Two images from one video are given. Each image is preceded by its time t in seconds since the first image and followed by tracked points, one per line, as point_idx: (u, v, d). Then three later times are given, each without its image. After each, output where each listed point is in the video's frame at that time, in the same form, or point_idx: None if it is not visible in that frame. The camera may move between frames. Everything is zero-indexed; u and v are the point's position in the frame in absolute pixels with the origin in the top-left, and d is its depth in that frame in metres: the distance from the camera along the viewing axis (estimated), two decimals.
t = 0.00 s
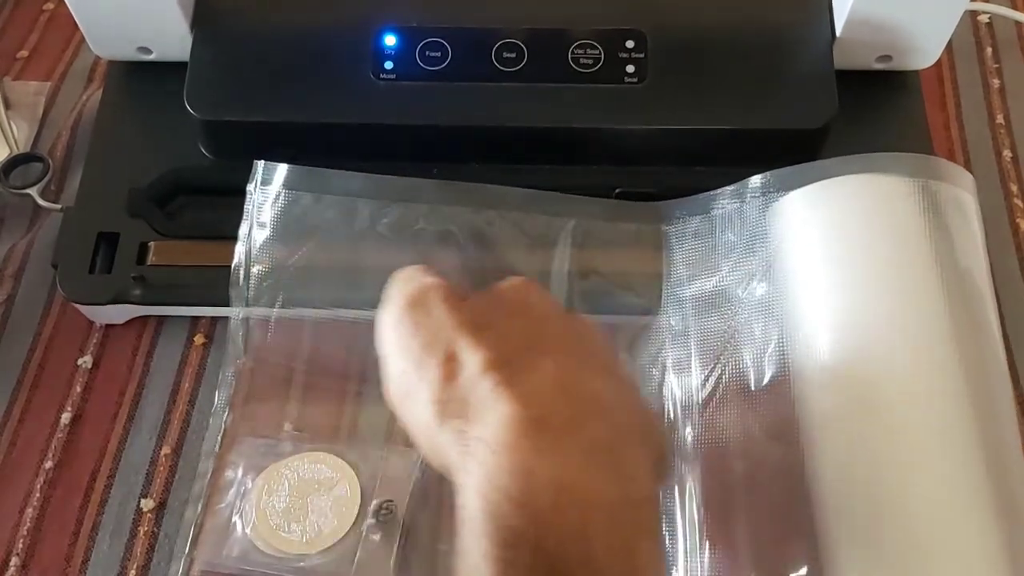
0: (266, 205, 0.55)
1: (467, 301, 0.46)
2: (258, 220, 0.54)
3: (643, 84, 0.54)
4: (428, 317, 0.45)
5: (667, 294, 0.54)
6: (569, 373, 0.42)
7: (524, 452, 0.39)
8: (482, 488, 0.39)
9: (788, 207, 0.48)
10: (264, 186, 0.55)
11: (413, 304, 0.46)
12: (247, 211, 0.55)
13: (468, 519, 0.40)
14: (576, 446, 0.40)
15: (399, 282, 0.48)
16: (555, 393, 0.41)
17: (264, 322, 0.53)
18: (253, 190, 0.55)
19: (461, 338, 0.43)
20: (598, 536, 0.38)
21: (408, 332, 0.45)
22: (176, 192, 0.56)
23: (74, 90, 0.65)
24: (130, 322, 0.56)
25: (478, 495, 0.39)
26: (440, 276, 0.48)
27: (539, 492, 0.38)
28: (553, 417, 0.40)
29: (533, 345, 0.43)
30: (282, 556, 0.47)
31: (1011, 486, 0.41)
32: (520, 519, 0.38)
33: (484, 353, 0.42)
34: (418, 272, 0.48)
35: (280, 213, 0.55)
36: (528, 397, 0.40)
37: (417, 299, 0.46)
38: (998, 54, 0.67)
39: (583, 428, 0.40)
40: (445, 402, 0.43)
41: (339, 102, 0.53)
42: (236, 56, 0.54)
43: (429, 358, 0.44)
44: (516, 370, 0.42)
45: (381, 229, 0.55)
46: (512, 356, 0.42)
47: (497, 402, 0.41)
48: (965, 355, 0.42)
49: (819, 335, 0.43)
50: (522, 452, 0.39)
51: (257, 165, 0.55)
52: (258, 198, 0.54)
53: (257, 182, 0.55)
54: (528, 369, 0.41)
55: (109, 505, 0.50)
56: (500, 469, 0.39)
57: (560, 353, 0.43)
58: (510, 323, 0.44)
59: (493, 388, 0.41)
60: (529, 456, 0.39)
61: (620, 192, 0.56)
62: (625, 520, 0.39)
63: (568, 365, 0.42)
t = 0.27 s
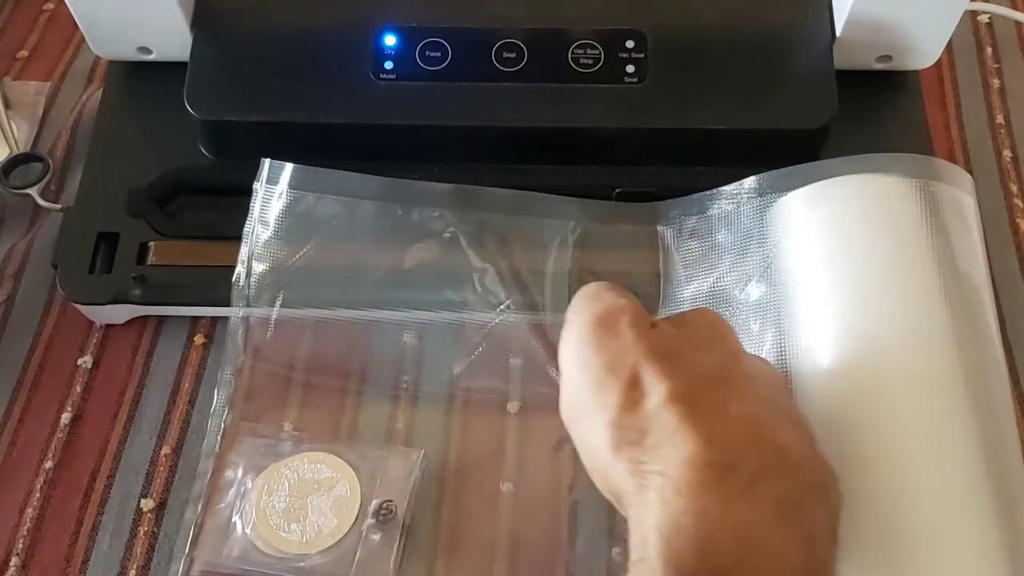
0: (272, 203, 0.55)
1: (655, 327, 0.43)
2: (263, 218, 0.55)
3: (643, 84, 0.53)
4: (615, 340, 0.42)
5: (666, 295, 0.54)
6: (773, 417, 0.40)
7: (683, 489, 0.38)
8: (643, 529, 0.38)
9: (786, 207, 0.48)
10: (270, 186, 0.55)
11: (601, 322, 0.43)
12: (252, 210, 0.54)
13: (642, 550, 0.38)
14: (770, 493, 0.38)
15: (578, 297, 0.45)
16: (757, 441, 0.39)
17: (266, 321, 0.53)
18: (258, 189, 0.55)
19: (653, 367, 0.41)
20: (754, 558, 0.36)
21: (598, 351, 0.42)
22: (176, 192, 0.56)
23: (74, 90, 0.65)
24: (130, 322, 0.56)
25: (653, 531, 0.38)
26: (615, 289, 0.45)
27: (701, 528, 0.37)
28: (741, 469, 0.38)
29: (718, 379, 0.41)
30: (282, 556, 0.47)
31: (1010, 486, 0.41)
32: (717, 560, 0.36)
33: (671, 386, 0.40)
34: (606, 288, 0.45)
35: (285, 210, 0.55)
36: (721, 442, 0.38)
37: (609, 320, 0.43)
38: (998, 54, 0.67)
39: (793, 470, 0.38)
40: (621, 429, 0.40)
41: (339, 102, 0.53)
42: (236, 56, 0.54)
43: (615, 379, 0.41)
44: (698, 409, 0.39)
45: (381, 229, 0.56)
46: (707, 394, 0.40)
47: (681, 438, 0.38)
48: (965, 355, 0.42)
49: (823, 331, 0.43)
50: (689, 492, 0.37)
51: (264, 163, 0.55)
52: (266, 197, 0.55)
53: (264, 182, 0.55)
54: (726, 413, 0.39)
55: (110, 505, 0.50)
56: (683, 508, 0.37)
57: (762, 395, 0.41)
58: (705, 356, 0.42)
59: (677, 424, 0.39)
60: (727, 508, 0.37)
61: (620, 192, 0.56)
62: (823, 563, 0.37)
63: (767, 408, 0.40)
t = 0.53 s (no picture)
0: (274, 202, 0.55)
1: (675, 327, 0.43)
2: (266, 219, 0.55)
3: (643, 84, 0.53)
4: (635, 343, 0.42)
5: (665, 296, 0.54)
6: (794, 419, 0.40)
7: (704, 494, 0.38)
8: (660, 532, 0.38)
9: (788, 207, 0.48)
10: (272, 185, 0.55)
11: (622, 324, 0.43)
12: (256, 208, 0.55)
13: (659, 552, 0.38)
14: (790, 499, 0.37)
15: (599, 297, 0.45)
16: (778, 443, 0.39)
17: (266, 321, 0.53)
18: (261, 189, 0.55)
19: (672, 369, 0.41)
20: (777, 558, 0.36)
21: (618, 353, 0.42)
22: (176, 192, 0.56)
23: (73, 90, 0.65)
24: (130, 322, 0.56)
25: (671, 535, 0.38)
26: (636, 290, 0.45)
27: (719, 534, 0.37)
28: (760, 475, 0.38)
29: (739, 381, 0.40)
30: (282, 556, 0.47)
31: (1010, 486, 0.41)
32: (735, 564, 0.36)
33: (690, 389, 0.40)
34: (627, 289, 0.45)
35: (288, 209, 0.55)
36: (739, 446, 0.38)
37: (629, 322, 0.43)
38: (998, 54, 0.67)
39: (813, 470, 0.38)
40: (641, 432, 0.40)
41: (339, 102, 0.53)
42: (236, 56, 0.54)
43: (635, 381, 0.41)
44: (718, 413, 0.39)
45: (382, 228, 0.56)
46: (727, 398, 0.40)
47: (700, 444, 0.39)
48: (965, 356, 0.42)
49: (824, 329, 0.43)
50: (710, 497, 0.37)
51: (266, 163, 0.55)
52: (269, 196, 0.55)
53: (266, 181, 0.55)
54: (745, 417, 0.39)
55: (110, 505, 0.50)
56: (700, 512, 0.37)
57: (784, 398, 0.40)
58: (726, 358, 0.41)
59: (696, 429, 0.39)
60: (746, 513, 0.37)
61: (620, 192, 0.56)
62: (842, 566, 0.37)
63: (790, 411, 0.40)
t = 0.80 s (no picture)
0: (271, 200, 0.54)
1: (672, 322, 0.42)
2: (263, 215, 0.54)
3: (644, 83, 0.53)
4: (630, 337, 0.42)
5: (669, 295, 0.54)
6: (790, 417, 0.39)
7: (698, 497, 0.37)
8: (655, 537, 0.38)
9: (789, 206, 0.48)
10: (269, 184, 0.54)
11: (616, 319, 0.43)
12: (252, 207, 0.54)
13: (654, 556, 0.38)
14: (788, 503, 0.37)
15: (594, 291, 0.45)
16: (774, 442, 0.38)
17: (262, 321, 0.53)
18: (258, 187, 0.54)
19: (667, 365, 0.40)
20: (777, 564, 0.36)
21: (612, 348, 0.42)
22: (174, 191, 0.55)
23: (71, 88, 0.64)
24: (128, 322, 0.55)
25: (666, 541, 0.37)
26: (631, 283, 0.45)
27: (714, 533, 0.36)
28: (756, 476, 0.37)
29: (736, 378, 0.40)
30: (280, 558, 0.46)
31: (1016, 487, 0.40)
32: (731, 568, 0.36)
33: (686, 387, 0.39)
34: (622, 283, 0.45)
35: (286, 206, 0.55)
36: (735, 445, 0.38)
37: (623, 316, 0.43)
38: (1001, 53, 0.66)
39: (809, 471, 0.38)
40: (634, 431, 0.40)
41: (338, 101, 0.53)
42: (234, 55, 0.54)
43: (629, 377, 0.41)
44: (714, 411, 0.39)
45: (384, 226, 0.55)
46: (724, 395, 0.39)
47: (695, 444, 0.38)
48: (969, 356, 0.41)
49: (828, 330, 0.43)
50: (706, 501, 0.37)
51: (264, 162, 0.54)
52: (262, 195, 0.54)
53: (263, 180, 0.54)
54: (742, 415, 0.38)
55: (107, 507, 0.50)
56: (698, 517, 0.37)
57: (780, 396, 0.40)
58: (723, 355, 0.41)
59: (692, 428, 0.38)
60: (741, 513, 0.37)
61: (620, 191, 0.56)
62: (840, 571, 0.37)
63: (786, 408, 0.40)
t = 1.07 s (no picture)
0: (273, 200, 0.55)
1: (649, 304, 0.43)
2: (263, 215, 0.55)
3: (643, 84, 0.54)
4: (608, 319, 0.42)
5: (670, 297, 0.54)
6: (761, 396, 0.40)
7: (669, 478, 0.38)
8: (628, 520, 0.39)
9: (790, 206, 0.48)
10: (271, 183, 0.55)
11: (594, 302, 0.43)
12: (254, 207, 0.55)
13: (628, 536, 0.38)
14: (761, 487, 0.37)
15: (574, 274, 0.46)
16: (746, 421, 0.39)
17: (263, 320, 0.53)
18: (259, 188, 0.55)
19: (640, 346, 0.41)
20: (748, 545, 0.36)
21: (590, 330, 0.43)
22: (176, 192, 0.56)
23: (73, 90, 0.65)
24: (130, 322, 0.56)
25: (639, 525, 0.38)
26: (610, 265, 0.45)
27: (687, 515, 0.37)
28: (731, 461, 0.38)
29: (710, 359, 0.40)
30: (281, 556, 0.47)
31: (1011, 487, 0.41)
32: (698, 548, 0.36)
33: (663, 369, 0.40)
34: (601, 265, 0.45)
35: (286, 206, 0.55)
36: (706, 425, 0.38)
37: (601, 299, 0.43)
38: (998, 54, 0.67)
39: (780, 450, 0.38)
40: (610, 413, 0.41)
41: (339, 102, 0.53)
42: (236, 55, 0.54)
43: (605, 359, 0.42)
44: (685, 391, 0.39)
45: (385, 224, 0.56)
46: (701, 377, 0.39)
47: (667, 426, 0.39)
48: (966, 355, 0.42)
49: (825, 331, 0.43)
50: (678, 483, 0.37)
51: (265, 162, 0.55)
52: (263, 195, 0.55)
53: (264, 180, 0.55)
54: (715, 396, 0.39)
55: (109, 505, 0.50)
56: (671, 501, 0.37)
57: (756, 378, 0.41)
58: (700, 337, 0.41)
59: (668, 410, 0.39)
60: (718, 500, 0.37)
61: (620, 192, 0.56)
62: (813, 555, 0.37)
63: (757, 387, 0.40)
